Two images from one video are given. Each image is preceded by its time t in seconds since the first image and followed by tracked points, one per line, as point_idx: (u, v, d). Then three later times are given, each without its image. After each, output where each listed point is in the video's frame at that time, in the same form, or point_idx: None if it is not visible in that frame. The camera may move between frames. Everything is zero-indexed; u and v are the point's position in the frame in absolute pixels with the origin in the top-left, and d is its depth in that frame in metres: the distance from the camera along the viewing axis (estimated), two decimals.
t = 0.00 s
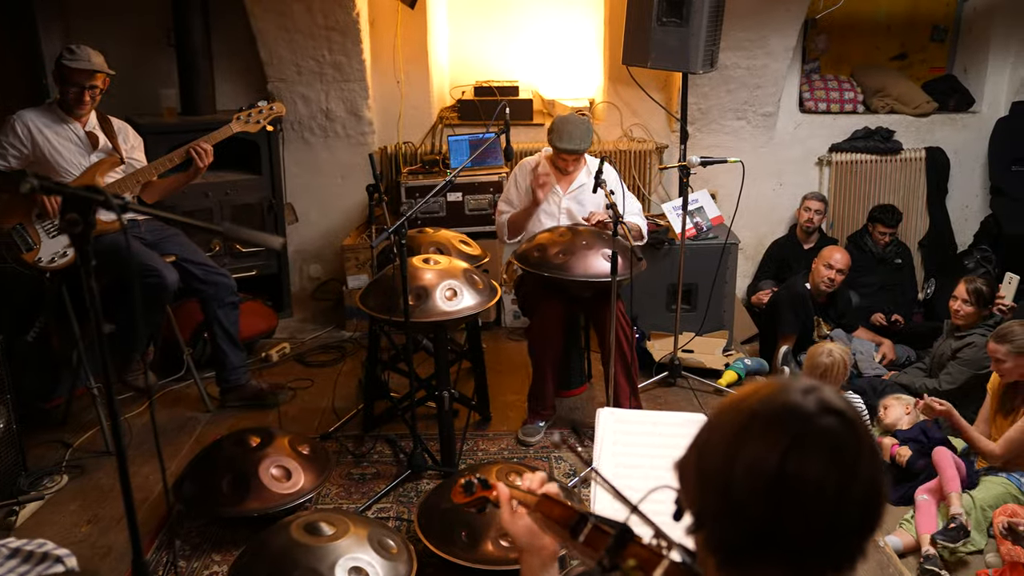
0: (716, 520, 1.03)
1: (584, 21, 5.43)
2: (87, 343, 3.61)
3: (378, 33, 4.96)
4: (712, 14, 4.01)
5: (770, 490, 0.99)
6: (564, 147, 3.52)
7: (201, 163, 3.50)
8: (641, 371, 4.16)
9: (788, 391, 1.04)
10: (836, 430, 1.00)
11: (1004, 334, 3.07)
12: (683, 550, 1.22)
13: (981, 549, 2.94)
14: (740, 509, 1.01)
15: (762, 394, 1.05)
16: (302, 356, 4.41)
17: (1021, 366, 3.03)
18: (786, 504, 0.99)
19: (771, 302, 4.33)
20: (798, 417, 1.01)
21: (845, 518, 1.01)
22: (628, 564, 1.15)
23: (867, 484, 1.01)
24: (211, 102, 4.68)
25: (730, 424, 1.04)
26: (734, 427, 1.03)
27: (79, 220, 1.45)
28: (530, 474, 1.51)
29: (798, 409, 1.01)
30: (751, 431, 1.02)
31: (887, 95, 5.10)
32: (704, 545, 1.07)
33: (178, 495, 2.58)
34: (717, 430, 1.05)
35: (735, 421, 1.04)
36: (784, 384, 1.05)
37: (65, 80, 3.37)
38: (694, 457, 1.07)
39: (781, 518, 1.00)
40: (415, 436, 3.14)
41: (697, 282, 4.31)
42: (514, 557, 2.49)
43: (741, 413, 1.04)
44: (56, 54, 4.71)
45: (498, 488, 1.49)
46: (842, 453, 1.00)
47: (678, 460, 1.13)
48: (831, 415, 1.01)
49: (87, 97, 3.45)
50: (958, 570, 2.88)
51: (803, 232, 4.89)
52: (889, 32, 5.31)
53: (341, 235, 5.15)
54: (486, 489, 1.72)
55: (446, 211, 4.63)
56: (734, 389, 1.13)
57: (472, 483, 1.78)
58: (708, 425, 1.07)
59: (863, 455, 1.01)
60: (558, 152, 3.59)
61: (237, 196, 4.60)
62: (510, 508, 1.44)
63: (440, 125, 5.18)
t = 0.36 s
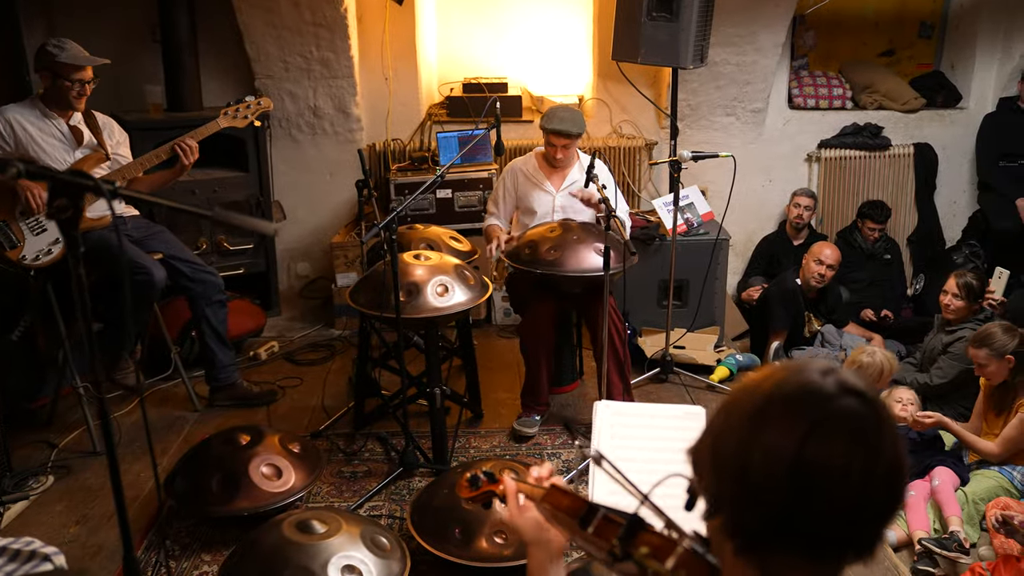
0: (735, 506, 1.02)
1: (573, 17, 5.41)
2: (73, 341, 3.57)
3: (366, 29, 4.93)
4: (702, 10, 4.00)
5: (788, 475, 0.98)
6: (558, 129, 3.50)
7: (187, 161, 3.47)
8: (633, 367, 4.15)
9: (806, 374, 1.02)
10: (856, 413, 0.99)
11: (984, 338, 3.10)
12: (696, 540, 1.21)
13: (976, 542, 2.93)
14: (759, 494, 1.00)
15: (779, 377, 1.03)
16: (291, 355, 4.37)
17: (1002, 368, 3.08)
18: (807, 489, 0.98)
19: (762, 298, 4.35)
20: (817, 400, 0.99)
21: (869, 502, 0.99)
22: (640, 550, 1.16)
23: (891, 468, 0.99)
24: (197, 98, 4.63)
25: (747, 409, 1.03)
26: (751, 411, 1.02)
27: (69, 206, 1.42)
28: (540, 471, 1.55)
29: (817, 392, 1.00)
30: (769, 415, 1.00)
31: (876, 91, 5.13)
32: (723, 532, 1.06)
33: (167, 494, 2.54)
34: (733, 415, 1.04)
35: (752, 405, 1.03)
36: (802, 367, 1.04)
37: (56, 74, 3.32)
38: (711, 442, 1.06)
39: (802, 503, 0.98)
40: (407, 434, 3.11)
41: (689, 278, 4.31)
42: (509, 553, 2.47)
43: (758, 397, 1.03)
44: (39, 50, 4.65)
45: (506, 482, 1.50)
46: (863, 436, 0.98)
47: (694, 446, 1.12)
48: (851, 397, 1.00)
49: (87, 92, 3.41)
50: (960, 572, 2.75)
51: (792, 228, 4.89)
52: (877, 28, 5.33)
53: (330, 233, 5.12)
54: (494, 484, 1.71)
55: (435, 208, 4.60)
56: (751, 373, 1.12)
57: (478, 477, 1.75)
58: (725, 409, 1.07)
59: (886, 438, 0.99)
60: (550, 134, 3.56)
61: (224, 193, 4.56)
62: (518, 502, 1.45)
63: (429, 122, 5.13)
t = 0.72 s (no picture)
0: (757, 502, 1.01)
1: (572, 16, 5.41)
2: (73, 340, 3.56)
3: (364, 28, 4.91)
4: (702, 9, 4.00)
5: (811, 469, 0.98)
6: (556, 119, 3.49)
7: (171, 171, 3.45)
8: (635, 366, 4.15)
9: (825, 367, 1.02)
10: (878, 405, 0.98)
11: (982, 334, 3.08)
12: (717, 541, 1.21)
13: (977, 540, 2.95)
14: (782, 489, 0.99)
15: (798, 371, 1.03)
16: (291, 355, 4.35)
17: (1000, 365, 3.06)
18: (831, 483, 0.97)
19: (762, 297, 4.36)
20: (837, 393, 0.99)
21: (891, 495, 0.99)
22: (662, 551, 1.16)
23: (913, 460, 0.99)
24: (195, 97, 4.60)
25: (767, 403, 1.02)
26: (771, 405, 1.01)
27: (83, 200, 1.41)
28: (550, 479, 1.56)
29: (836, 385, 1.00)
30: (790, 410, 1.00)
31: (874, 90, 5.14)
32: (744, 529, 1.05)
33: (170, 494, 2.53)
34: (752, 410, 1.03)
35: (772, 399, 1.02)
36: (819, 361, 1.04)
37: (53, 72, 3.30)
38: (730, 438, 1.05)
39: (825, 497, 0.98)
40: (411, 433, 3.10)
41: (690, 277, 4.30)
42: (515, 552, 2.46)
43: (777, 391, 1.02)
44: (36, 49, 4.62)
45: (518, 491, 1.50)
46: (885, 428, 0.98)
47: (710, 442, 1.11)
48: (870, 390, 1.00)
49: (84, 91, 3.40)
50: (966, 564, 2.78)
51: (792, 227, 4.89)
52: (875, 28, 5.34)
53: (329, 232, 5.10)
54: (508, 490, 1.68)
55: (435, 207, 4.59)
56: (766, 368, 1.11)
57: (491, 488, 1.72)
58: (742, 404, 1.06)
59: (907, 430, 0.99)
60: (549, 126, 3.56)
61: (223, 193, 4.54)
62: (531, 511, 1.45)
63: (428, 121, 5.12)
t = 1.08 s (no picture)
0: (760, 512, 1.00)
1: (574, 17, 5.40)
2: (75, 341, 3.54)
3: (366, 29, 4.91)
4: (705, 9, 3.99)
5: (814, 478, 0.97)
6: (558, 117, 3.48)
7: (172, 169, 3.43)
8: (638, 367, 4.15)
9: (825, 375, 1.01)
10: (880, 413, 0.98)
11: (981, 337, 3.09)
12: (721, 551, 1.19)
13: (982, 541, 2.95)
14: (785, 499, 0.98)
15: (798, 379, 1.02)
16: (294, 356, 4.35)
17: (1000, 367, 3.05)
18: (835, 493, 0.97)
19: (765, 298, 4.35)
20: (838, 402, 0.98)
21: (896, 504, 0.98)
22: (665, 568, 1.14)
23: (916, 469, 0.99)
24: (197, 98, 4.60)
25: (767, 411, 1.01)
26: (772, 413, 1.00)
27: (93, 203, 1.40)
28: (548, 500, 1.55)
29: (837, 393, 0.99)
30: (791, 419, 0.99)
31: (877, 91, 5.13)
32: (747, 541, 1.04)
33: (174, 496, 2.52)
34: (751, 419, 1.02)
35: (772, 407, 1.01)
36: (819, 368, 1.03)
37: (55, 72, 3.29)
38: (729, 446, 1.04)
39: (830, 506, 0.97)
40: (415, 435, 3.09)
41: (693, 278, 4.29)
42: (520, 555, 2.45)
43: (777, 399, 1.01)
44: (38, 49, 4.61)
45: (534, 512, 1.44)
46: (888, 437, 0.97)
47: (709, 452, 1.10)
48: (871, 397, 0.99)
49: (86, 91, 3.39)
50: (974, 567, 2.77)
51: (795, 228, 4.88)
52: (878, 28, 5.34)
53: (332, 233, 5.10)
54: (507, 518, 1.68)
55: (438, 208, 4.58)
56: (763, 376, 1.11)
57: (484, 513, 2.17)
58: (740, 412, 1.04)
59: (910, 439, 0.98)
60: (551, 122, 3.55)
61: (226, 193, 4.53)
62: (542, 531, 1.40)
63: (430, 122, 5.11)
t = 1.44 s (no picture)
0: (736, 521, 0.98)
1: (574, 17, 5.39)
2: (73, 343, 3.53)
3: (365, 30, 4.90)
4: (705, 9, 3.98)
5: (786, 486, 0.94)
6: (563, 124, 3.48)
7: (170, 173, 3.43)
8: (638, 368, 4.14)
9: (802, 381, 0.99)
10: (855, 418, 0.95)
11: (992, 334, 3.05)
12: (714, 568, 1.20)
13: (983, 543, 2.94)
14: (759, 507, 0.95)
15: (775, 386, 1.00)
16: (293, 357, 4.33)
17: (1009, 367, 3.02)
18: (809, 502, 0.94)
19: (765, 299, 4.33)
20: (812, 409, 0.96)
21: (876, 515, 0.94)
22: None
23: (897, 479, 0.94)
24: (196, 99, 4.58)
25: (742, 418, 0.99)
26: (745, 421, 0.98)
27: (89, 204, 1.39)
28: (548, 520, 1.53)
29: (812, 399, 0.96)
30: (764, 426, 0.97)
31: (877, 91, 5.12)
32: (727, 551, 1.01)
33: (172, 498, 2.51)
34: (729, 427, 1.00)
35: (747, 414, 0.99)
36: (797, 375, 1.00)
37: (55, 71, 3.27)
38: (709, 455, 1.03)
39: (804, 516, 0.94)
40: (414, 437, 3.08)
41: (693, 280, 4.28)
42: (519, 558, 2.44)
43: (753, 406, 0.99)
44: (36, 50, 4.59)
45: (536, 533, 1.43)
46: (863, 445, 0.94)
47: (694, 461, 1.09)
48: (849, 403, 0.96)
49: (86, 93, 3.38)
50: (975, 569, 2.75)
51: (795, 229, 4.87)
52: (878, 29, 5.33)
53: (331, 234, 5.09)
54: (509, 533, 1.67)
55: (437, 209, 4.57)
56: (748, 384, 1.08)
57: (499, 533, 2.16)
58: (722, 419, 1.03)
59: (889, 447, 0.94)
60: (551, 130, 3.54)
61: (225, 195, 4.52)
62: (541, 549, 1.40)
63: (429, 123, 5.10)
